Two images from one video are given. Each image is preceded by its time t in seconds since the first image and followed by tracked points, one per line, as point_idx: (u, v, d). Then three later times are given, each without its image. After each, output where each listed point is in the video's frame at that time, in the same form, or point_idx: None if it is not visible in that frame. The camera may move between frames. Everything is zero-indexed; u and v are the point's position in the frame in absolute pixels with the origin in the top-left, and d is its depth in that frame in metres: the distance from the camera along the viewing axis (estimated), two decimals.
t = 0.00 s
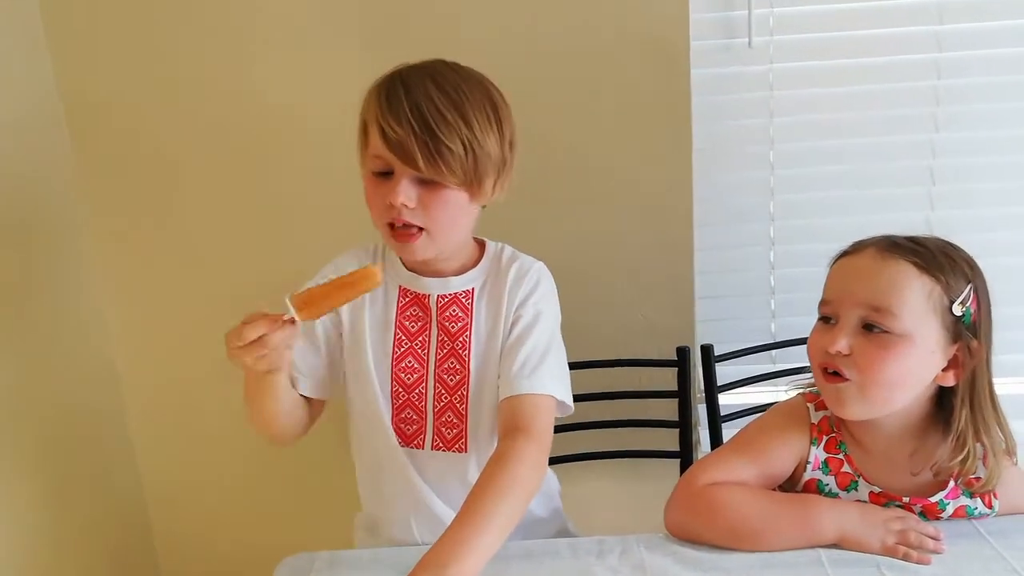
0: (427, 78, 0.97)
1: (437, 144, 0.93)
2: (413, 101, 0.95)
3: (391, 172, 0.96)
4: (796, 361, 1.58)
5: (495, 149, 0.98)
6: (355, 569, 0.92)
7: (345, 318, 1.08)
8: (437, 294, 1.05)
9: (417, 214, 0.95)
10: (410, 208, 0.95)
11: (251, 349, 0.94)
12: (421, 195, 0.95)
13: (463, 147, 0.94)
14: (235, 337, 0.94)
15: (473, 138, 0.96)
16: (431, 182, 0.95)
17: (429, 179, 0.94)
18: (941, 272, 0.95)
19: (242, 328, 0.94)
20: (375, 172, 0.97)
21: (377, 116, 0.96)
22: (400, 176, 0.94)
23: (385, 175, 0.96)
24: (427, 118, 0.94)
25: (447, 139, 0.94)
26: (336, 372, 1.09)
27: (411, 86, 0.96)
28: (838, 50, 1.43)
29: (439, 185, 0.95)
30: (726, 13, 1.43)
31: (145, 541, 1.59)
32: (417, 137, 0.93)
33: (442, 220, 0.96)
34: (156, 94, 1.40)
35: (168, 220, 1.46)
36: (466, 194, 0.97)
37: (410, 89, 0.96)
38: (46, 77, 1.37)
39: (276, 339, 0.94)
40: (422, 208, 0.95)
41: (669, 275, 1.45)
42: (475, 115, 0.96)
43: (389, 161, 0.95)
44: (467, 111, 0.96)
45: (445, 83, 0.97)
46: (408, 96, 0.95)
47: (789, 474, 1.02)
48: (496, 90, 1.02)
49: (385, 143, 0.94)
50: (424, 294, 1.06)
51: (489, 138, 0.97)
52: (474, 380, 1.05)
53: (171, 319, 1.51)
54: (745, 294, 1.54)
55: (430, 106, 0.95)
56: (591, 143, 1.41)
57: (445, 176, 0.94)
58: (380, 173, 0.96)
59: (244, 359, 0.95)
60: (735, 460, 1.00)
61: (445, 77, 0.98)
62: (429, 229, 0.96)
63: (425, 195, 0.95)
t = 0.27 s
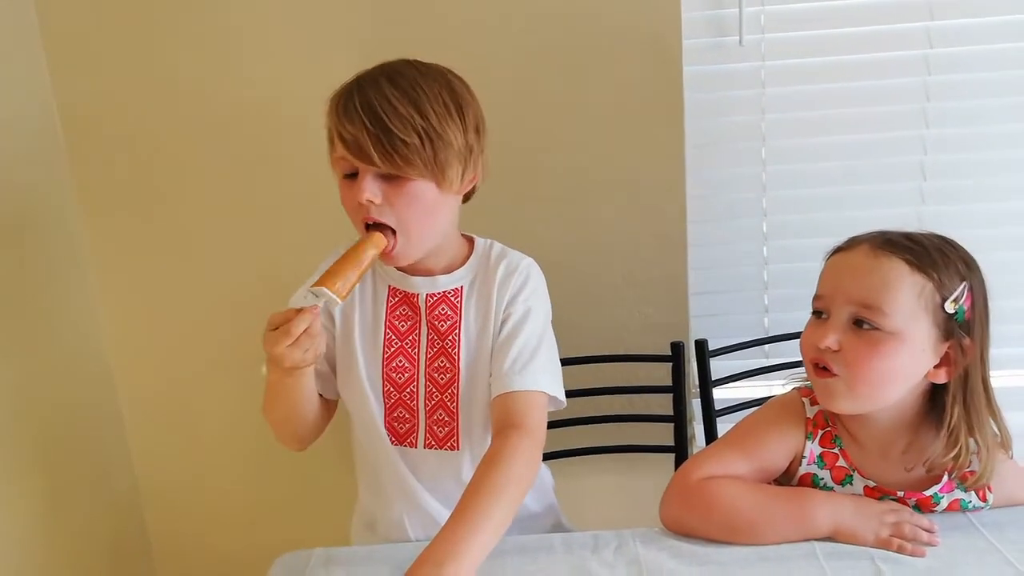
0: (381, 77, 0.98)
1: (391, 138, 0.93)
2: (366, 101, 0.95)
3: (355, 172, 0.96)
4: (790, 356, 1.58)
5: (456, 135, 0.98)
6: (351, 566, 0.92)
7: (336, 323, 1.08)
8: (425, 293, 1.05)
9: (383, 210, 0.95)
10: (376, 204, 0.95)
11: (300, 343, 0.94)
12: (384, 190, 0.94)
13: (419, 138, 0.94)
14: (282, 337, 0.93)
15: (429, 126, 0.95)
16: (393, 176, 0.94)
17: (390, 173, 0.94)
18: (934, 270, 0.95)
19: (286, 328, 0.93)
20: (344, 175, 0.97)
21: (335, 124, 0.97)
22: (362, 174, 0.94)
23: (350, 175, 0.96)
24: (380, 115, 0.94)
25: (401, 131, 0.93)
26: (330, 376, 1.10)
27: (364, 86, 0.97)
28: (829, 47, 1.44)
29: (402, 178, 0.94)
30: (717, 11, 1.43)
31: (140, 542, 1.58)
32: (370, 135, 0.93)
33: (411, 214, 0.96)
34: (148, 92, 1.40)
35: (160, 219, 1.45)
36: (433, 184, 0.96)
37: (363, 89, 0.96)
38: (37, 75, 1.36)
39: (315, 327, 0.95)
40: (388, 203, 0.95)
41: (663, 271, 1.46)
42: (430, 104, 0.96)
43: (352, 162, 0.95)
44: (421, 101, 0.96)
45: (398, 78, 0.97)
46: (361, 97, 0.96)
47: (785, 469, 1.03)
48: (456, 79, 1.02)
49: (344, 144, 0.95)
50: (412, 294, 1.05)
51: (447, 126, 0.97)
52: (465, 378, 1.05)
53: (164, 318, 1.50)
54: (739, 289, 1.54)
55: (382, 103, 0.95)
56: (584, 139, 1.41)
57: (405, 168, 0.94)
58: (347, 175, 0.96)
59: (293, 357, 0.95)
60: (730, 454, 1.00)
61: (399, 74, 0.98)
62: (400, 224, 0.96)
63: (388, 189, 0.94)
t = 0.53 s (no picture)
0: (361, 78, 0.97)
1: (377, 141, 0.92)
2: (349, 104, 0.94)
3: (347, 178, 0.95)
4: (790, 356, 1.57)
5: (444, 132, 0.96)
6: (348, 568, 0.91)
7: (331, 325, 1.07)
8: (423, 292, 1.04)
9: (380, 213, 0.94)
10: (370, 208, 0.94)
11: (284, 374, 0.93)
12: (379, 195, 0.94)
13: (406, 138, 0.93)
14: (264, 369, 0.92)
15: (415, 125, 0.94)
16: (385, 179, 0.94)
17: (381, 177, 0.93)
18: (940, 271, 0.94)
19: (266, 361, 0.92)
20: (336, 179, 0.96)
21: (321, 133, 0.96)
22: (355, 181, 0.94)
23: (343, 181, 0.96)
24: (364, 119, 0.93)
25: (386, 134, 0.92)
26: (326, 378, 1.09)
27: (346, 89, 0.96)
28: (830, 45, 1.43)
29: (394, 182, 0.94)
30: (718, 9, 1.42)
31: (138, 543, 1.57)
32: (356, 141, 0.93)
33: (407, 215, 0.95)
34: (145, 90, 1.39)
35: (158, 218, 1.44)
36: (425, 183, 0.95)
37: (345, 92, 0.96)
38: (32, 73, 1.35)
39: (297, 356, 0.94)
40: (383, 205, 0.94)
41: (663, 270, 1.45)
42: (414, 103, 0.95)
43: (342, 167, 0.95)
44: (405, 101, 0.95)
45: (379, 78, 0.96)
46: (345, 100, 0.95)
47: (786, 470, 1.02)
48: (441, 74, 1.00)
49: (332, 151, 0.95)
50: (409, 293, 1.05)
51: (434, 123, 0.95)
52: (463, 378, 1.05)
53: (161, 318, 1.49)
54: (739, 288, 1.53)
55: (364, 105, 0.94)
56: (583, 138, 1.40)
57: (395, 172, 0.93)
58: (339, 180, 0.96)
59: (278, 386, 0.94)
60: (731, 455, 0.99)
61: (380, 72, 0.97)
62: (397, 224, 0.95)
63: (381, 192, 0.94)
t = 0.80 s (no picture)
0: (350, 76, 0.96)
1: (368, 138, 0.92)
2: (339, 102, 0.94)
3: (339, 177, 0.95)
4: (788, 352, 1.57)
5: (434, 126, 0.96)
6: (346, 568, 0.90)
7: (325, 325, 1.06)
8: (416, 292, 1.04)
9: (375, 210, 0.94)
10: (364, 206, 0.94)
11: (264, 392, 0.92)
12: (372, 191, 0.93)
13: (396, 134, 0.92)
14: (243, 390, 0.91)
15: (405, 122, 0.93)
16: (379, 177, 0.93)
17: (373, 174, 0.93)
18: (941, 268, 0.93)
19: (244, 382, 0.91)
20: (329, 179, 0.96)
21: (311, 132, 0.95)
22: (347, 178, 0.93)
23: (336, 180, 0.95)
24: (354, 117, 0.92)
25: (377, 131, 0.92)
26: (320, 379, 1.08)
27: (335, 87, 0.95)
28: (825, 41, 1.43)
29: (386, 177, 0.93)
30: (713, 5, 1.42)
31: (134, 544, 1.56)
32: (346, 139, 0.92)
33: (401, 213, 0.95)
34: (138, 88, 1.38)
35: (152, 218, 1.44)
36: (417, 179, 0.95)
37: (334, 91, 0.95)
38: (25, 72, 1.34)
39: (276, 373, 0.92)
40: (376, 203, 0.94)
41: (660, 267, 1.44)
42: (404, 100, 0.94)
43: (334, 166, 0.94)
44: (394, 98, 0.94)
45: (367, 75, 0.96)
46: (334, 98, 0.94)
47: (785, 466, 1.02)
48: (428, 70, 0.99)
49: (324, 151, 0.94)
50: (402, 293, 1.04)
51: (424, 119, 0.95)
52: (458, 377, 1.04)
53: (156, 318, 1.49)
54: (736, 285, 1.53)
55: (353, 103, 0.93)
56: (579, 135, 1.39)
57: (387, 168, 0.92)
58: (332, 180, 0.95)
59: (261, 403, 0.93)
60: (730, 451, 0.99)
61: (368, 70, 0.96)
62: (391, 222, 0.95)
63: (375, 190, 0.93)
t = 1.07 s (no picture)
0: (344, 84, 0.96)
1: (365, 147, 0.92)
2: (334, 110, 0.94)
3: (336, 185, 0.95)
4: (786, 357, 1.57)
5: (430, 132, 0.96)
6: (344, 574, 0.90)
7: (322, 332, 1.07)
8: (412, 299, 1.04)
9: (372, 218, 0.94)
10: (362, 214, 0.94)
11: (267, 404, 0.92)
12: (370, 199, 0.93)
13: (393, 143, 0.93)
14: (245, 403, 0.91)
15: (401, 129, 0.94)
16: (376, 184, 0.93)
17: (370, 181, 0.93)
18: (940, 275, 0.93)
19: (245, 396, 0.91)
20: (325, 187, 0.96)
21: (306, 140, 0.95)
22: (344, 186, 0.93)
23: (333, 189, 0.95)
24: (349, 125, 0.93)
25: (373, 139, 0.92)
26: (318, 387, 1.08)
27: (329, 95, 0.95)
28: (822, 46, 1.43)
29: (383, 185, 0.93)
30: (710, 11, 1.42)
31: (132, 550, 1.56)
32: (342, 147, 0.92)
33: (398, 221, 0.95)
34: (137, 94, 1.38)
35: (151, 223, 1.44)
36: (414, 186, 0.95)
37: (328, 99, 0.95)
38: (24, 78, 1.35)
39: (278, 385, 0.92)
40: (375, 211, 0.94)
41: (658, 272, 1.44)
42: (400, 107, 0.95)
43: (330, 175, 0.94)
44: (389, 105, 0.94)
45: (362, 83, 0.96)
46: (329, 106, 0.94)
47: (783, 471, 1.02)
48: (421, 77, 1.00)
49: (319, 160, 0.94)
50: (399, 300, 1.04)
51: (420, 126, 0.95)
52: (455, 383, 1.04)
53: (154, 324, 1.49)
54: (734, 290, 1.53)
55: (349, 111, 0.93)
56: (577, 140, 1.40)
57: (383, 175, 0.93)
58: (328, 188, 0.95)
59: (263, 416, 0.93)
60: (728, 457, 0.99)
61: (362, 77, 0.97)
62: (389, 229, 0.95)
63: (372, 198, 0.93)
